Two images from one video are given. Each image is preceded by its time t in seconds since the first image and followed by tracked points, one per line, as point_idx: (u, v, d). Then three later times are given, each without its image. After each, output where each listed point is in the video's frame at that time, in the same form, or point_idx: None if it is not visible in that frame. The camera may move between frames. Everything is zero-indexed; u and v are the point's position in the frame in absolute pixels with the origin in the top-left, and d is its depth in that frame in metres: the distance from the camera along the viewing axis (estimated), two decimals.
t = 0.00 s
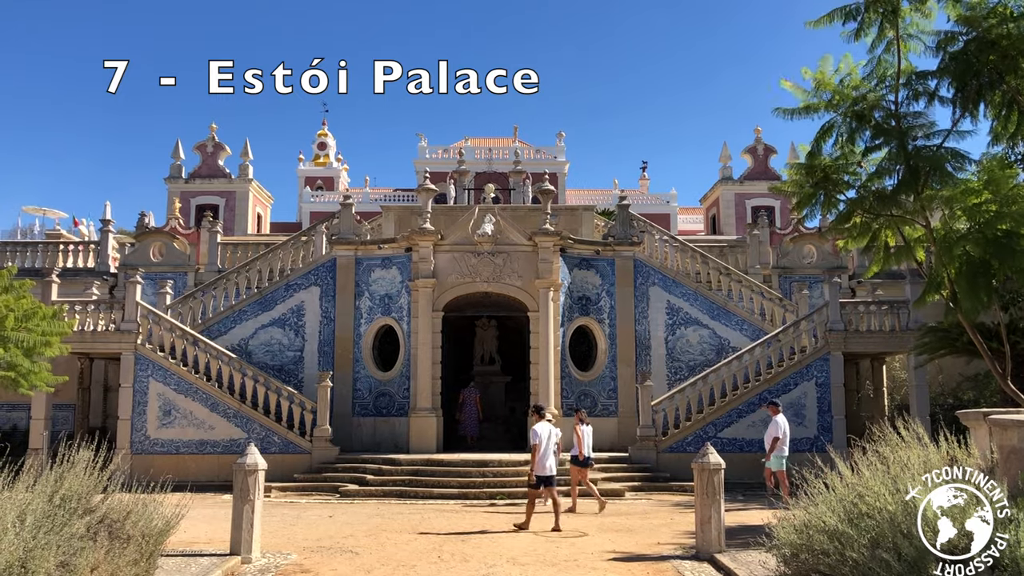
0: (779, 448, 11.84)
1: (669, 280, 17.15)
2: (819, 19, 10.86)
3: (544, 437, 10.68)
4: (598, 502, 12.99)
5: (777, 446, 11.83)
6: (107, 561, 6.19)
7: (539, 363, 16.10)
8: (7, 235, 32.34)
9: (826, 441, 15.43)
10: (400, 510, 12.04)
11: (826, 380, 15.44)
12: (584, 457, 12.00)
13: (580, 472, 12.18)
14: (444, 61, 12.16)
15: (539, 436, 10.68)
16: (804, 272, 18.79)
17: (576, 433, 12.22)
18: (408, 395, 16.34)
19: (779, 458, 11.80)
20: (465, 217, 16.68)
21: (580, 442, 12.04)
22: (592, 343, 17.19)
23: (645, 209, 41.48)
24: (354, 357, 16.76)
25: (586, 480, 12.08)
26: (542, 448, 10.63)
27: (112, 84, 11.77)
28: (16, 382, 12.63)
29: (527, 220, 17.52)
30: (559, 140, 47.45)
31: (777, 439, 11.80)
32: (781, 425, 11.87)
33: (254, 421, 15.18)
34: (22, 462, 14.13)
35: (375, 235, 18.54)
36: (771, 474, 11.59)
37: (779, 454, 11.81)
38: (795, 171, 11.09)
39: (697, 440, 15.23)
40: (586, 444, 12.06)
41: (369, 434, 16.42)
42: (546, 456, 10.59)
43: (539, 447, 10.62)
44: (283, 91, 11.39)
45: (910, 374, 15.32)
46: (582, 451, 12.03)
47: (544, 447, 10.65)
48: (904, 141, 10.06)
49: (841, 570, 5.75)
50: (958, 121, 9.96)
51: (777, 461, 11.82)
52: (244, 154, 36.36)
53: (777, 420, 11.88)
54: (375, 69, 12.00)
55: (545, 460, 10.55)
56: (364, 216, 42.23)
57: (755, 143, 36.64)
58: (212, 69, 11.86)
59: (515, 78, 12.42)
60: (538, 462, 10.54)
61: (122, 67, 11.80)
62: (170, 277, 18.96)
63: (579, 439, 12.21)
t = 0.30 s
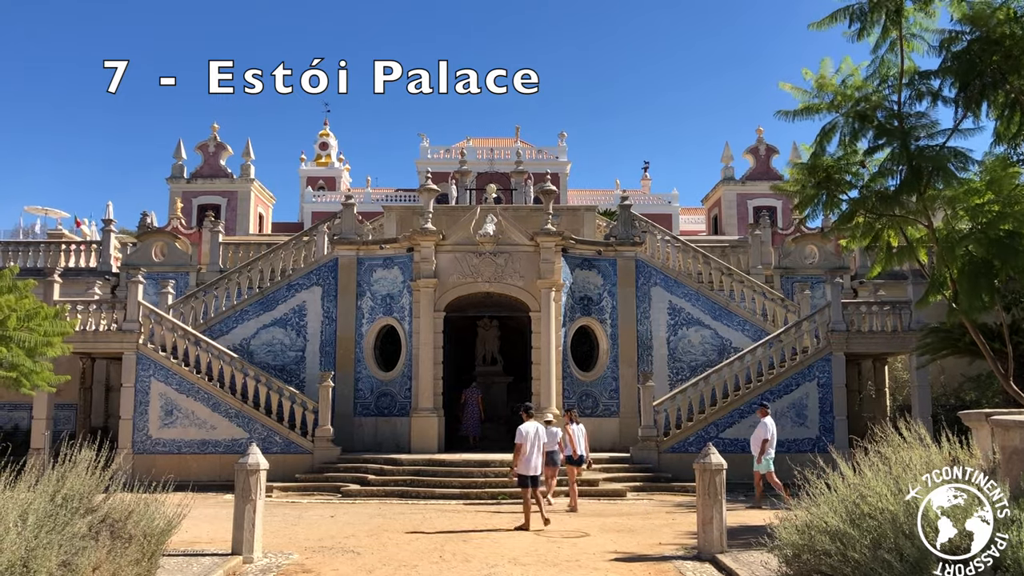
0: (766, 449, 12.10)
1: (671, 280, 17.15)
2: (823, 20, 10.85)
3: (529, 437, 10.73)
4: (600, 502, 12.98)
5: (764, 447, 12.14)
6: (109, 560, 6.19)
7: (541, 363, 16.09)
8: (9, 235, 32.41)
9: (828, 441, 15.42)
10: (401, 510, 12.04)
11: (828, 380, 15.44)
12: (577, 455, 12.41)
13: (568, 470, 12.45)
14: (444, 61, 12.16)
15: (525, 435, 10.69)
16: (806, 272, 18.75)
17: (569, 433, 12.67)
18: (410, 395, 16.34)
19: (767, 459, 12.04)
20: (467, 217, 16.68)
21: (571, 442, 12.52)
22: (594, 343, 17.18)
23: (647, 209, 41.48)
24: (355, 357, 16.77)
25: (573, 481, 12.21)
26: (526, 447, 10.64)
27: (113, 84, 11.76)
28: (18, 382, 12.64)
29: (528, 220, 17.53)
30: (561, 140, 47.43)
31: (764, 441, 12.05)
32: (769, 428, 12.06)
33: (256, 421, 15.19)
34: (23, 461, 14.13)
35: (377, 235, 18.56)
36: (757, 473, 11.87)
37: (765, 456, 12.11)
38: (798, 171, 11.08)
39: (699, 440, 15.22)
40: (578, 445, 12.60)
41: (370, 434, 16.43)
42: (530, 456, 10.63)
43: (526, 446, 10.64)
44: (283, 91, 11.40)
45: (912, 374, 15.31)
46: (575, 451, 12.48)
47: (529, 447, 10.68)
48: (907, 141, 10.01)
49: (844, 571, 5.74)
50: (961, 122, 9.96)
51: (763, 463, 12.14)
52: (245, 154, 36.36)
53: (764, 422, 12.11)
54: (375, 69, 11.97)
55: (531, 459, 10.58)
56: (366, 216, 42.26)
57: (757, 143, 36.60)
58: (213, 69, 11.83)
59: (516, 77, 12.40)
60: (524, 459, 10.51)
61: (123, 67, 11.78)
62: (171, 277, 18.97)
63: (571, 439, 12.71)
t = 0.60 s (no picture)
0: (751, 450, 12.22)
1: (672, 281, 17.15)
2: (825, 19, 10.84)
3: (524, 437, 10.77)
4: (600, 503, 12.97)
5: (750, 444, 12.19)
6: (109, 559, 6.19)
7: (541, 364, 16.08)
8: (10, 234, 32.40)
9: (828, 441, 15.42)
10: (402, 510, 12.04)
11: (829, 381, 15.44)
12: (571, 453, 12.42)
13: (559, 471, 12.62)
14: (444, 61, 12.18)
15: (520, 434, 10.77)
16: (807, 273, 18.72)
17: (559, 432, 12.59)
18: (410, 395, 16.34)
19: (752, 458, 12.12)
20: (468, 217, 16.68)
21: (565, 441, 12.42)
22: (595, 343, 17.17)
23: (647, 210, 41.47)
24: (356, 357, 16.78)
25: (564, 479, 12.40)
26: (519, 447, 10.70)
27: (113, 84, 11.75)
28: (18, 381, 12.65)
29: (529, 220, 17.54)
30: (562, 140, 47.38)
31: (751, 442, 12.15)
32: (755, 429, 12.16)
33: (256, 421, 15.20)
34: (23, 461, 14.12)
35: (378, 235, 18.57)
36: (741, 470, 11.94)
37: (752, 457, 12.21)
38: (799, 171, 11.09)
39: (699, 440, 15.21)
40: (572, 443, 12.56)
41: (371, 434, 16.44)
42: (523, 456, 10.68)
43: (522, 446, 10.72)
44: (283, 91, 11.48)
45: (912, 375, 15.31)
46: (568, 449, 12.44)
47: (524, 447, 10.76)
48: (908, 142, 9.90)
49: (845, 571, 5.73)
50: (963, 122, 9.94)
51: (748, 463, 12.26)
52: (246, 154, 36.34)
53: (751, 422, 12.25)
54: (375, 69, 11.94)
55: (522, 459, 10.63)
56: (367, 215, 42.28)
57: (757, 143, 36.58)
58: (213, 69, 11.81)
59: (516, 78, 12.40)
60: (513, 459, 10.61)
61: (123, 67, 11.80)
62: (172, 277, 18.97)
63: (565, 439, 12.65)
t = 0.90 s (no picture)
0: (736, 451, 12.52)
1: (671, 281, 17.15)
2: (826, 17, 10.83)
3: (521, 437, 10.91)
4: (601, 503, 12.97)
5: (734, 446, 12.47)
6: (109, 560, 6.18)
7: (541, 364, 16.07)
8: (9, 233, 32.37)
9: (829, 441, 15.41)
10: (402, 510, 12.03)
11: (829, 381, 15.43)
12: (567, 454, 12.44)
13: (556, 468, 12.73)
14: (444, 61, 12.11)
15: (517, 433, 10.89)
16: (807, 273, 18.70)
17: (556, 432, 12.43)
18: (410, 395, 16.34)
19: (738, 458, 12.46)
20: (467, 217, 16.67)
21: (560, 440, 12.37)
22: (595, 343, 17.16)
23: (647, 210, 41.46)
24: (355, 357, 16.77)
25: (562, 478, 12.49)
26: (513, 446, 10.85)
27: (113, 84, 11.74)
28: (18, 382, 12.64)
29: (529, 220, 17.54)
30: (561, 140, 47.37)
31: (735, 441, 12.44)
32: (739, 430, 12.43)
33: (256, 421, 15.19)
34: (22, 462, 14.10)
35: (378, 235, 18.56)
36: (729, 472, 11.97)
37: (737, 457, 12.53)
38: (799, 171, 11.09)
39: (699, 440, 15.20)
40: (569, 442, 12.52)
41: (371, 434, 16.43)
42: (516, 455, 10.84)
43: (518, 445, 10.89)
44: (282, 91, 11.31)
45: (912, 375, 15.31)
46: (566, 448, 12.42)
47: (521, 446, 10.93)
48: (909, 142, 9.97)
49: (846, 571, 5.71)
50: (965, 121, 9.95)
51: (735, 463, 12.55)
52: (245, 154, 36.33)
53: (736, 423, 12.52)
54: (375, 70, 11.91)
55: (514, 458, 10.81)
56: (366, 216, 42.28)
57: (757, 143, 36.57)
58: (213, 69, 11.78)
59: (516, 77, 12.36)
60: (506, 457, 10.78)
61: (122, 67, 11.71)
62: (172, 277, 18.97)
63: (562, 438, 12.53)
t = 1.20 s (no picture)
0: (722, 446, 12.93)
1: (672, 279, 17.14)
2: (828, 13, 10.82)
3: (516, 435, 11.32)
4: (602, 501, 12.95)
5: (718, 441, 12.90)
6: (110, 560, 6.18)
7: (541, 362, 16.06)
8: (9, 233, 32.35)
9: (830, 439, 15.40)
10: (403, 509, 12.02)
11: (829, 379, 15.43)
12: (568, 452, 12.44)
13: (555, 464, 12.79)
14: (444, 61, 12.09)
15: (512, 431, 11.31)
16: (807, 270, 18.67)
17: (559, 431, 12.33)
18: (411, 394, 16.33)
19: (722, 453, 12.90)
20: (468, 216, 16.66)
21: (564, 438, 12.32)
22: (595, 341, 17.13)
23: (647, 208, 41.45)
24: (355, 356, 16.77)
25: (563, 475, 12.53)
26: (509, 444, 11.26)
27: (113, 84, 11.75)
28: (18, 382, 12.64)
29: (529, 219, 17.55)
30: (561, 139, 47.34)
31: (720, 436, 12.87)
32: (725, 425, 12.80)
33: (257, 420, 15.19)
34: (23, 461, 14.08)
35: (378, 234, 18.56)
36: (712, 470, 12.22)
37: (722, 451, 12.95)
38: (801, 167, 11.10)
39: (700, 438, 15.18)
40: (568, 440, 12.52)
41: (371, 433, 16.43)
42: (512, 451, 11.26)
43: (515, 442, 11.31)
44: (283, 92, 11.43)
45: (913, 372, 15.31)
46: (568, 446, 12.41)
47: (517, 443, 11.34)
48: (911, 138, 9.97)
49: (848, 570, 5.71)
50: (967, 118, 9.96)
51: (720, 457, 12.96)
52: (245, 153, 36.29)
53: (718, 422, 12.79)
54: (375, 69, 11.88)
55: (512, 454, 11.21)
56: (367, 214, 42.28)
57: (757, 141, 36.55)
58: (212, 69, 11.77)
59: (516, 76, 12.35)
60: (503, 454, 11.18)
61: (123, 68, 11.78)
62: (172, 276, 18.96)
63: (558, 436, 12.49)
